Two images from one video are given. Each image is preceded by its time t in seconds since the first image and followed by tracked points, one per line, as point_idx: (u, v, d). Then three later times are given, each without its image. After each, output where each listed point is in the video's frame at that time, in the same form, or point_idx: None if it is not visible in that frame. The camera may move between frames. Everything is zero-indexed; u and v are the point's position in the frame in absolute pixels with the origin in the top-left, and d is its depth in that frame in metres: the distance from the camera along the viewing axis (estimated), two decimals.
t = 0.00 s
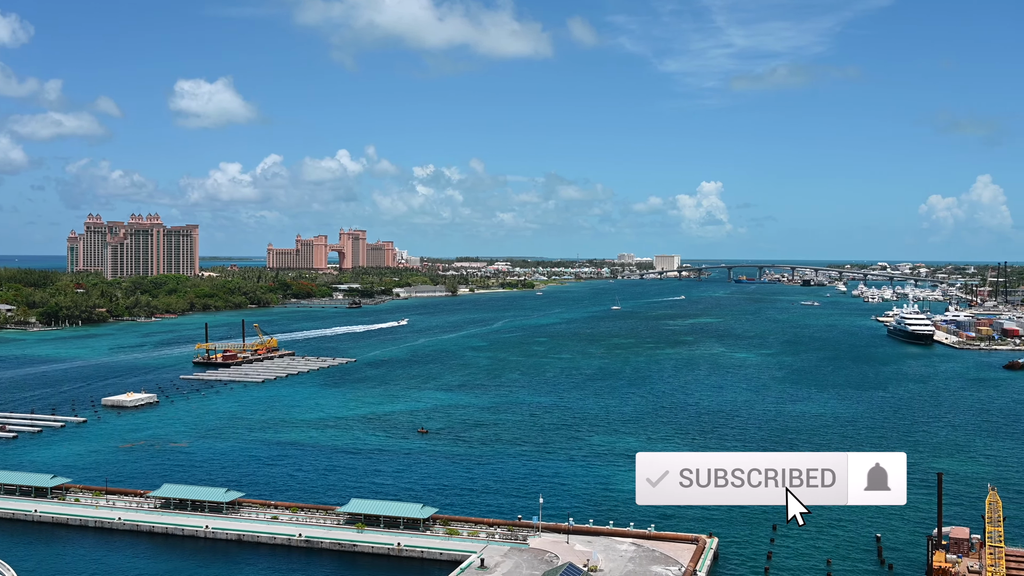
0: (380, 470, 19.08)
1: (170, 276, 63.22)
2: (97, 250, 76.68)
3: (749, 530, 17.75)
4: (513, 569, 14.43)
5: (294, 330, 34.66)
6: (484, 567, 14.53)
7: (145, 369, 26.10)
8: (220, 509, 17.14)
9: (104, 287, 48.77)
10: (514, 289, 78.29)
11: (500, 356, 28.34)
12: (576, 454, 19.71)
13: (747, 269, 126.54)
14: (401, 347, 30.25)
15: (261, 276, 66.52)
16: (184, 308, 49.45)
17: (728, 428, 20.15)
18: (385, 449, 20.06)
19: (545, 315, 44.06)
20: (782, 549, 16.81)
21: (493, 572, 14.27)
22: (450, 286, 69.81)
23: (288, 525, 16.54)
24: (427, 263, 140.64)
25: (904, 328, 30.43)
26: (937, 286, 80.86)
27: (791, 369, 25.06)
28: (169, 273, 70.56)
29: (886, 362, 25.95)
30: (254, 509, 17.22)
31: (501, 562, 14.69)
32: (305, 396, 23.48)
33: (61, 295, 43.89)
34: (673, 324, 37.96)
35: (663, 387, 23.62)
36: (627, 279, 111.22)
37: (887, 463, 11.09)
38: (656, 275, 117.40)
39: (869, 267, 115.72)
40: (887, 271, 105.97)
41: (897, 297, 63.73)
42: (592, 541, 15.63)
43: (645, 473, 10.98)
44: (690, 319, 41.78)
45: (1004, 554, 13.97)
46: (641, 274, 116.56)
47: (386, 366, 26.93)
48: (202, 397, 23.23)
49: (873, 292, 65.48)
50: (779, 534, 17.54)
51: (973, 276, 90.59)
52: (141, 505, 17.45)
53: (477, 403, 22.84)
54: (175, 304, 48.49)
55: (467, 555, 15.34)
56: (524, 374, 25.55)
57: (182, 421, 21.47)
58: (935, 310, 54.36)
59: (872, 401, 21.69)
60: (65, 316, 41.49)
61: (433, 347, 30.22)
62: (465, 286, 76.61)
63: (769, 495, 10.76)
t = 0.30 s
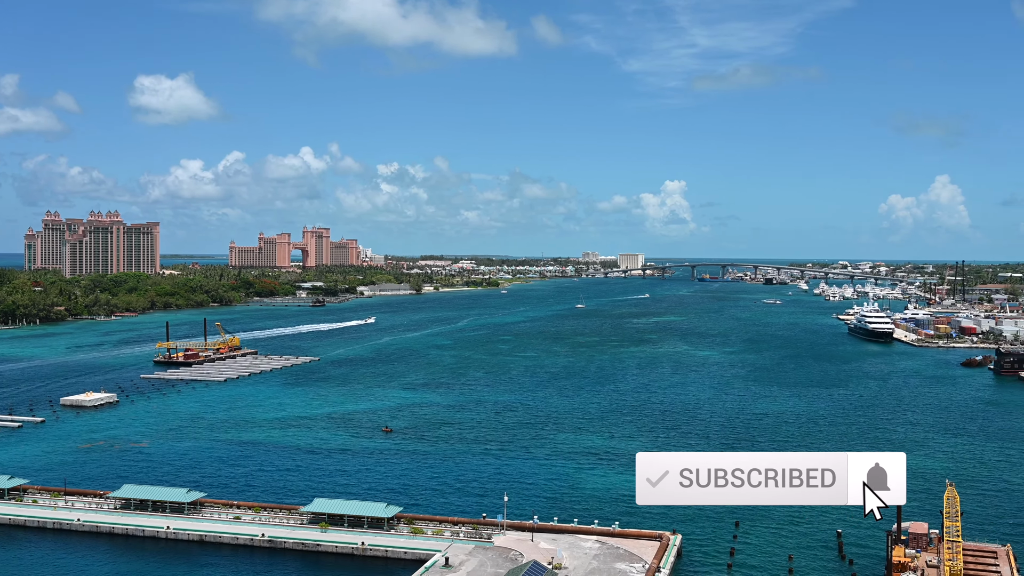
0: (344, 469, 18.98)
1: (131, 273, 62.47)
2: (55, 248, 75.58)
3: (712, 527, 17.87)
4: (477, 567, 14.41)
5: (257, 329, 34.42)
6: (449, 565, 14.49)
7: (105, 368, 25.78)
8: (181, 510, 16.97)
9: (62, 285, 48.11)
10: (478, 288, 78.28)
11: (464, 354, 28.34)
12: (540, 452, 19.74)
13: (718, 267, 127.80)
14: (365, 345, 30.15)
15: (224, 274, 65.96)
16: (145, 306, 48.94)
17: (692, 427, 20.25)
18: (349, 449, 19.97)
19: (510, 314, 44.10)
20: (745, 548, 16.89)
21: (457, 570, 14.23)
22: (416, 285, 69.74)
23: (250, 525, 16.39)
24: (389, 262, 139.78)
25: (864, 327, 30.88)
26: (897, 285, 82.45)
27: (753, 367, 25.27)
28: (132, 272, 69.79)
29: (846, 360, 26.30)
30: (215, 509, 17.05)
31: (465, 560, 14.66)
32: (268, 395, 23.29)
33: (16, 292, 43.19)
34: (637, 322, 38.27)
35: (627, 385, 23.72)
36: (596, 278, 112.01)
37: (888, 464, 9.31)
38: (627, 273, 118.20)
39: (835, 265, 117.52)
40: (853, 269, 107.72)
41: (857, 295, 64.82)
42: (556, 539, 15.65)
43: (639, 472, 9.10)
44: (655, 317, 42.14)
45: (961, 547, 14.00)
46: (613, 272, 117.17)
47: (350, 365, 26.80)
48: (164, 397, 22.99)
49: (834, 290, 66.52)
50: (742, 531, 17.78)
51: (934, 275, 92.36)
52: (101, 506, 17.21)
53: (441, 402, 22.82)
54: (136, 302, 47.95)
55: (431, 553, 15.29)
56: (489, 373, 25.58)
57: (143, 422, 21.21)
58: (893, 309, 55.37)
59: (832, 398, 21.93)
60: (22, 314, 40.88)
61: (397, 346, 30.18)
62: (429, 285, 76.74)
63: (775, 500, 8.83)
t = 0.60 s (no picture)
0: (310, 469, 18.86)
1: (93, 271, 61.65)
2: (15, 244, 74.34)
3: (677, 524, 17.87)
4: (444, 566, 14.38)
5: (221, 327, 34.14)
6: (415, 565, 14.42)
7: (67, 368, 25.44)
8: (145, 510, 16.79)
9: (21, 283, 47.43)
10: (444, 286, 78.31)
11: (431, 352, 28.33)
12: (506, 450, 19.75)
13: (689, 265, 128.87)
14: (331, 344, 29.99)
15: (188, 272, 65.43)
16: (107, 305, 48.39)
17: (658, 427, 20.33)
18: (314, 448, 19.85)
19: (478, 312, 44.15)
20: (712, 546, 16.86)
21: (424, 569, 14.17)
22: (383, 283, 69.66)
23: (215, 525, 16.22)
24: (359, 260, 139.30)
25: (827, 324, 31.26)
26: (860, 284, 83.73)
27: (718, 365, 25.45)
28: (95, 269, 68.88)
29: (810, 357, 26.58)
30: (179, 509, 16.87)
31: (432, 559, 14.60)
32: (233, 394, 23.12)
33: None
34: (604, 320, 38.46)
35: (593, 383, 23.82)
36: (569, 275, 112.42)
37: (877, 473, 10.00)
38: (599, 270, 118.79)
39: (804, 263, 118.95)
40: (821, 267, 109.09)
41: (821, 293, 65.70)
42: (523, 537, 15.65)
43: (639, 472, 8.79)
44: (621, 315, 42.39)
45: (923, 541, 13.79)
46: (585, 269, 117.68)
47: (316, 363, 26.69)
48: (127, 396, 22.73)
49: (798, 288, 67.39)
50: (708, 528, 17.82)
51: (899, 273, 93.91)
52: (62, 507, 16.99)
53: (408, 400, 22.77)
54: (98, 299, 47.43)
55: (398, 552, 15.20)
56: (456, 371, 25.56)
57: (107, 421, 20.99)
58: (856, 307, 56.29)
59: (796, 396, 22.09)
60: None
61: (363, 344, 30.07)
62: (395, 283, 76.70)
63: (772, 501, 8.71)
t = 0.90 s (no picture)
0: (279, 468, 18.74)
1: (58, 269, 60.86)
2: None
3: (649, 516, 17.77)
4: (414, 565, 14.33)
5: (188, 326, 33.84)
6: (384, 564, 14.36)
7: (31, 367, 25.12)
8: (111, 510, 16.61)
9: None
10: (415, 284, 78.23)
11: (401, 351, 28.25)
12: (476, 449, 19.72)
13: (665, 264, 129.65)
14: (300, 343, 29.83)
15: (156, 270, 64.84)
16: (72, 303, 47.87)
17: (628, 427, 20.40)
18: (282, 447, 19.73)
19: (449, 310, 44.12)
20: (681, 539, 16.84)
21: (394, 568, 14.11)
22: (352, 281, 69.57)
23: (182, 526, 16.07)
24: (331, 258, 138.66)
25: (795, 323, 31.53)
26: (828, 282, 84.63)
27: (687, 363, 25.57)
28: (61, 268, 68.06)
29: (779, 355, 26.79)
30: (146, 509, 16.70)
31: (403, 558, 14.55)
32: (200, 394, 22.92)
33: None
34: (574, 319, 38.61)
35: (563, 382, 23.85)
36: (543, 275, 112.78)
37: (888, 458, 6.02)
38: (574, 269, 119.25)
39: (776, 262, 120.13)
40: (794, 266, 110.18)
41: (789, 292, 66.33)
42: (494, 536, 15.63)
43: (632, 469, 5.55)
44: (591, 314, 42.57)
45: (889, 536, 13.75)
46: (561, 267, 117.91)
47: (285, 362, 26.53)
48: (92, 396, 22.47)
49: (766, 287, 68.09)
50: (676, 525, 17.55)
51: (867, 271, 94.99)
52: (26, 508, 16.76)
53: (377, 399, 22.70)
54: (63, 298, 46.92)
55: (367, 552, 15.13)
56: (426, 370, 25.50)
57: (72, 421, 20.75)
58: (824, 306, 56.94)
59: (764, 394, 22.22)
60: None
61: (332, 342, 29.95)
62: (365, 281, 76.53)
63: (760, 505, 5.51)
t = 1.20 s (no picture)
0: (250, 468, 18.61)
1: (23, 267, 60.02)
2: None
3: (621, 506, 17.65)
4: (385, 565, 14.26)
5: (157, 325, 33.53)
6: (356, 564, 14.27)
7: None
8: (78, 511, 16.42)
9: None
10: (387, 283, 78.02)
11: (372, 350, 28.17)
12: (448, 447, 19.69)
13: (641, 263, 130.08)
14: (271, 341, 29.65)
15: (122, 268, 64.03)
16: (38, 302, 47.27)
17: (600, 426, 20.47)
18: (253, 447, 19.61)
19: (421, 309, 43.95)
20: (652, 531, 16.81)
21: (366, 568, 14.03)
22: (324, 280, 69.26)
23: (151, 526, 15.90)
24: (303, 256, 137.73)
25: (766, 321, 31.76)
26: (797, 280, 85.26)
27: (659, 362, 25.69)
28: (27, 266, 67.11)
29: (749, 354, 26.97)
30: (114, 510, 16.53)
31: (374, 558, 14.47)
32: (169, 393, 22.74)
33: None
34: (547, 318, 38.66)
35: (535, 381, 23.87)
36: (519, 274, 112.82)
37: (885, 461, 5.87)
38: (551, 267, 119.33)
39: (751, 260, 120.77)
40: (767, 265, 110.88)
41: (760, 290, 66.68)
42: (466, 535, 15.59)
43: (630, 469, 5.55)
44: (563, 312, 42.62)
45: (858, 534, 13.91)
46: (537, 265, 117.93)
47: (256, 361, 26.37)
48: (60, 396, 22.23)
49: (738, 285, 68.40)
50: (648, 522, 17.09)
51: (833, 271, 95.65)
52: None
53: (349, 398, 22.62)
54: (29, 296, 46.32)
55: (338, 551, 15.03)
56: (398, 369, 25.45)
57: (40, 421, 20.52)
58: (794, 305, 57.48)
59: (735, 393, 22.36)
60: None
61: (303, 341, 29.83)
62: (337, 279, 76.11)
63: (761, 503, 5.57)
